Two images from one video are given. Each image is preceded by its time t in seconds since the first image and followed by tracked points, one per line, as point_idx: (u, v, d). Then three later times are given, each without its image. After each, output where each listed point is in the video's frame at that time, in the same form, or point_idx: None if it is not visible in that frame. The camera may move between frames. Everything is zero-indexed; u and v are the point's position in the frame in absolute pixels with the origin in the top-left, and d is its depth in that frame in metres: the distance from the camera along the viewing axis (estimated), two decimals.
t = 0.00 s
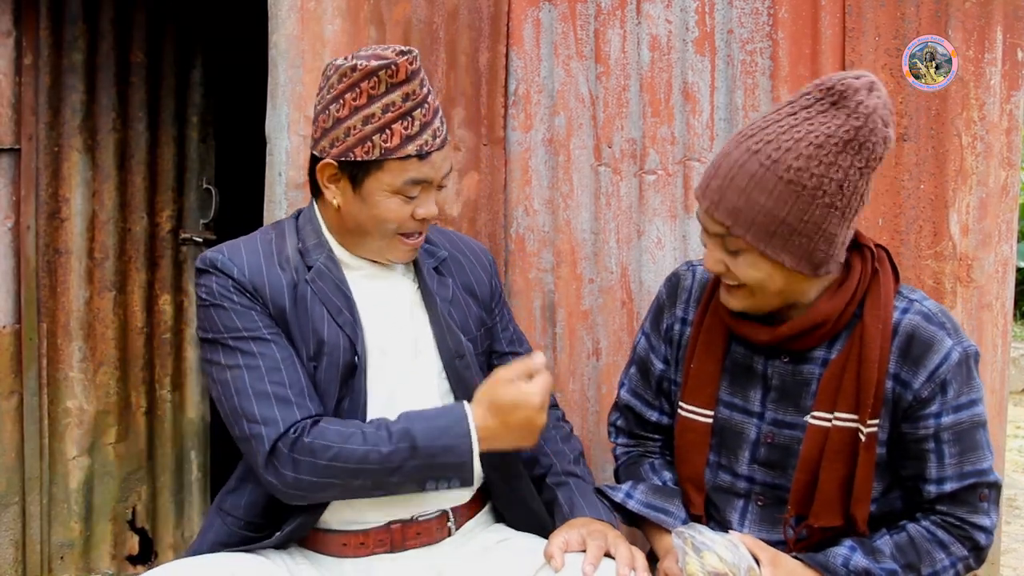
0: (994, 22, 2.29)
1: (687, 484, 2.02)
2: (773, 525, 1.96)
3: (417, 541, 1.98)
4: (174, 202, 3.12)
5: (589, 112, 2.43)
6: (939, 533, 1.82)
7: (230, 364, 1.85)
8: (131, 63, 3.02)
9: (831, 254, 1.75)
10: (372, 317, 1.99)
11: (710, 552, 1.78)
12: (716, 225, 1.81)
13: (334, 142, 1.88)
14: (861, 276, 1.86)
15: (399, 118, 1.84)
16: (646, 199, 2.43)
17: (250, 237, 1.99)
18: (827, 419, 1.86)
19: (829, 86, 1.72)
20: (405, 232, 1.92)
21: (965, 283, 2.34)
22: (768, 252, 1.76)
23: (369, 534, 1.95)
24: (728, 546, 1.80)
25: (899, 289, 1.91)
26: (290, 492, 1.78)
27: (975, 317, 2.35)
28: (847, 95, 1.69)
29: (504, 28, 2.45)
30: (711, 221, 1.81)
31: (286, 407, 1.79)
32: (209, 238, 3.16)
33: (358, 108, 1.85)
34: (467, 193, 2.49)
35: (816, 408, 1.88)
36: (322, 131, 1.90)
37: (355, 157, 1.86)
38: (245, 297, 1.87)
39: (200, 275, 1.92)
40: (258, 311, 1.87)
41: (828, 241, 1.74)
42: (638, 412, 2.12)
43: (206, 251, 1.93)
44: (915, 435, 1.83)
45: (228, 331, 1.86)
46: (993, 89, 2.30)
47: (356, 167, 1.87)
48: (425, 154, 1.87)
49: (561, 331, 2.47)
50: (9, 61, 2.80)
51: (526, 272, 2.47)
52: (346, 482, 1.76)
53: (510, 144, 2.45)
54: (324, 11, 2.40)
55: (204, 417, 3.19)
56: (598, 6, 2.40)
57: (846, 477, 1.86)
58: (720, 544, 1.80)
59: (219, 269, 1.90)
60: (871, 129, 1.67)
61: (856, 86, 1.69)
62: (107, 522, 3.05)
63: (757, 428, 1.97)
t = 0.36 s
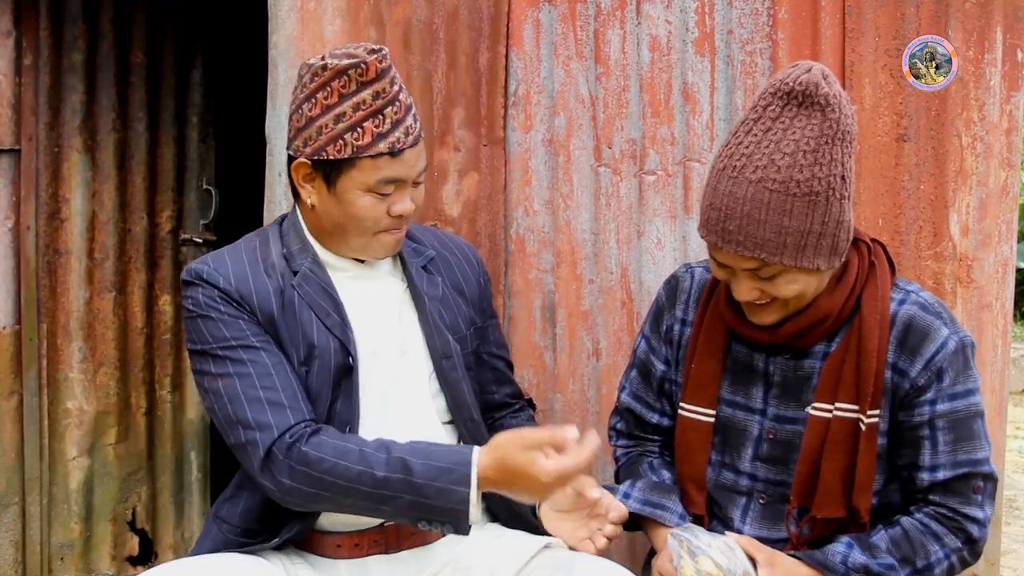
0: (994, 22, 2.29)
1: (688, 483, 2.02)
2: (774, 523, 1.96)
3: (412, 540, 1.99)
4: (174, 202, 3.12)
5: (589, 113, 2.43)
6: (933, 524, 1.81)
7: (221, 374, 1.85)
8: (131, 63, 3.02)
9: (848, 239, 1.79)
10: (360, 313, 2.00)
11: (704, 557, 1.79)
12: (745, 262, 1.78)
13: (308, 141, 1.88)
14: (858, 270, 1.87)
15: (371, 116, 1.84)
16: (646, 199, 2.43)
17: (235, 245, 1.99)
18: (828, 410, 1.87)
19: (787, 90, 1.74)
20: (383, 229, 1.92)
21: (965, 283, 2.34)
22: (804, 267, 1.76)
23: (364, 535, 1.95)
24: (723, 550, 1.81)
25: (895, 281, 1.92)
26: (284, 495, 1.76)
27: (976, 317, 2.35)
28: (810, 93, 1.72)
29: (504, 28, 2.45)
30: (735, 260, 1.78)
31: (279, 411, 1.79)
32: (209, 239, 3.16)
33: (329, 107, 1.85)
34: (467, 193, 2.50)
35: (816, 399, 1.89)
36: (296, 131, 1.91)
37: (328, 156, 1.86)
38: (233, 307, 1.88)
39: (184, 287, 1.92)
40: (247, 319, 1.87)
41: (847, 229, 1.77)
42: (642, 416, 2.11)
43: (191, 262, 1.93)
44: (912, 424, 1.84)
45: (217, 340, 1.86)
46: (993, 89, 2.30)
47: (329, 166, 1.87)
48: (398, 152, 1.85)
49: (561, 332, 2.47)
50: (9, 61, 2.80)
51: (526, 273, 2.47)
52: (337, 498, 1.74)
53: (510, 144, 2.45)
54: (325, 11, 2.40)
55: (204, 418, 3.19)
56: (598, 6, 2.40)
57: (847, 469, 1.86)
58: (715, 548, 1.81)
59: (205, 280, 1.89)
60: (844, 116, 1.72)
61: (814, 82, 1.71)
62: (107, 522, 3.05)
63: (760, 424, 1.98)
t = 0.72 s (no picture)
0: (994, 22, 2.29)
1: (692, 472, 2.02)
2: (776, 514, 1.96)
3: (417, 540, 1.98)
4: (174, 202, 3.12)
5: (589, 112, 2.43)
6: (931, 512, 1.80)
7: (232, 381, 1.84)
8: (131, 63, 3.02)
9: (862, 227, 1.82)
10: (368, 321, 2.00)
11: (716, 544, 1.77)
12: (764, 245, 1.79)
13: (323, 159, 1.87)
14: (862, 263, 1.88)
15: (389, 147, 1.83)
16: (646, 199, 2.43)
17: (242, 247, 1.97)
18: (830, 397, 1.88)
19: (806, 79, 1.78)
20: (390, 252, 1.93)
21: (965, 283, 2.34)
22: (823, 251, 1.78)
23: (368, 535, 1.94)
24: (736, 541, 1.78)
25: (897, 274, 1.93)
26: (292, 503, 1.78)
27: (975, 317, 2.35)
28: (829, 82, 1.76)
29: (504, 28, 2.45)
30: (754, 243, 1.79)
31: (293, 420, 1.80)
32: (209, 238, 3.16)
33: (349, 131, 1.83)
34: (467, 193, 2.50)
35: (819, 387, 1.89)
36: (312, 146, 1.88)
37: (341, 179, 1.84)
38: (242, 312, 1.86)
39: (192, 290, 1.90)
40: (258, 326, 1.87)
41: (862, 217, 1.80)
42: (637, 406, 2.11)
43: (198, 265, 1.90)
44: (910, 412, 1.84)
45: (227, 346, 1.85)
46: (993, 89, 2.30)
47: (342, 188, 1.86)
48: (413, 184, 1.85)
49: (561, 332, 2.47)
50: (9, 61, 2.80)
51: (526, 272, 2.47)
52: (347, 514, 1.77)
53: (510, 144, 2.45)
54: (324, 11, 2.40)
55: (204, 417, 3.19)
56: (598, 6, 2.40)
57: (849, 457, 1.86)
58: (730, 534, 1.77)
59: (214, 284, 1.88)
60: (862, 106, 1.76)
61: (833, 71, 1.76)
62: (107, 522, 3.05)
63: (762, 414, 1.98)
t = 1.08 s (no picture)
0: (994, 23, 2.29)
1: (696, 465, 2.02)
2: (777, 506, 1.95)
3: (422, 548, 1.97)
4: (174, 202, 3.12)
5: (589, 113, 2.43)
6: (896, 487, 1.79)
7: (246, 382, 1.82)
8: (130, 63, 3.02)
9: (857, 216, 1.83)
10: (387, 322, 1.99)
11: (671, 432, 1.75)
12: (753, 207, 1.83)
13: (350, 149, 1.85)
14: (860, 253, 1.89)
15: (416, 133, 1.81)
16: (646, 199, 2.43)
17: (266, 244, 1.96)
18: (819, 378, 1.88)
19: (829, 64, 1.81)
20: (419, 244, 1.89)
21: (965, 283, 2.34)
22: (809, 224, 1.80)
23: (374, 541, 1.94)
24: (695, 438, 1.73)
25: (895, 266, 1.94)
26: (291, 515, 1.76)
27: (975, 317, 2.35)
28: (850, 70, 1.79)
29: (504, 28, 2.45)
30: (745, 203, 1.83)
31: (298, 428, 1.77)
32: (209, 239, 3.17)
33: (375, 119, 1.82)
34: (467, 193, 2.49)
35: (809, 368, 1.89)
36: (339, 138, 1.88)
37: (368, 168, 1.82)
38: (262, 312, 1.85)
39: (213, 285, 1.88)
40: (276, 327, 1.85)
41: (857, 205, 1.81)
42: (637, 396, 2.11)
43: (221, 261, 1.89)
44: (893, 394, 1.85)
45: (244, 347, 1.82)
46: (993, 89, 2.30)
47: (370, 178, 1.84)
48: (441, 171, 1.82)
49: (561, 332, 2.47)
50: (9, 61, 2.80)
51: (526, 273, 2.47)
52: (343, 516, 1.73)
53: (510, 144, 2.44)
54: (325, 11, 2.40)
55: (204, 417, 3.20)
56: (598, 6, 2.40)
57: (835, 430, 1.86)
58: (689, 426, 1.74)
59: (236, 281, 1.86)
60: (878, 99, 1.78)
61: (857, 60, 1.79)
62: (107, 522, 3.05)
63: (761, 403, 1.98)
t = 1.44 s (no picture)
0: (993, 23, 2.30)
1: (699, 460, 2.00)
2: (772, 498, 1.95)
3: (422, 550, 1.96)
4: (174, 202, 3.13)
5: (589, 113, 2.43)
6: (855, 455, 1.78)
7: (259, 370, 1.81)
8: (131, 63, 3.02)
9: (846, 208, 1.84)
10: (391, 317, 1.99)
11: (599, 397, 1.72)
12: (741, 193, 1.84)
13: (355, 138, 1.85)
14: (848, 244, 1.89)
15: (420, 118, 1.81)
16: (646, 199, 2.43)
17: (275, 239, 1.96)
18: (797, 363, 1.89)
19: (824, 57, 1.83)
20: (424, 234, 1.88)
21: (965, 283, 2.34)
22: (796, 210, 1.81)
23: (374, 542, 1.94)
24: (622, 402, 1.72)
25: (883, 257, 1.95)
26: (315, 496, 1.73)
27: (976, 317, 2.35)
28: (844, 64, 1.80)
29: (504, 28, 2.45)
30: (733, 187, 1.85)
31: (318, 410, 1.77)
32: (209, 238, 3.17)
33: (380, 106, 1.82)
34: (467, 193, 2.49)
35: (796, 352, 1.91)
36: (344, 127, 1.88)
37: (373, 155, 1.82)
38: (273, 303, 1.84)
39: (223, 278, 1.88)
40: (288, 318, 1.84)
41: (845, 196, 1.82)
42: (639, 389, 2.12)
43: (231, 255, 1.88)
44: (865, 371, 1.85)
45: (256, 337, 1.82)
46: (993, 89, 2.31)
47: (374, 166, 1.84)
48: (445, 158, 1.82)
49: (561, 332, 2.47)
50: (9, 61, 2.79)
51: (526, 273, 2.47)
52: (363, 491, 1.71)
53: (510, 144, 2.44)
54: (324, 11, 2.40)
55: (204, 417, 3.20)
56: (598, 6, 2.40)
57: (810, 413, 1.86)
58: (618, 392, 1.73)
59: (248, 273, 1.86)
60: (871, 93, 1.79)
61: (852, 55, 1.80)
62: (107, 522, 3.04)
63: (756, 397, 1.98)
